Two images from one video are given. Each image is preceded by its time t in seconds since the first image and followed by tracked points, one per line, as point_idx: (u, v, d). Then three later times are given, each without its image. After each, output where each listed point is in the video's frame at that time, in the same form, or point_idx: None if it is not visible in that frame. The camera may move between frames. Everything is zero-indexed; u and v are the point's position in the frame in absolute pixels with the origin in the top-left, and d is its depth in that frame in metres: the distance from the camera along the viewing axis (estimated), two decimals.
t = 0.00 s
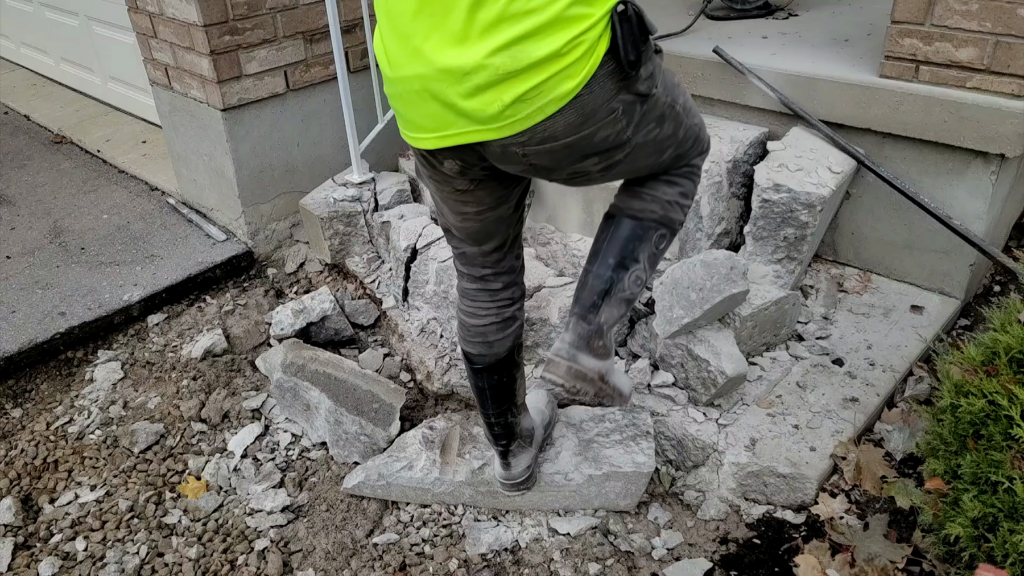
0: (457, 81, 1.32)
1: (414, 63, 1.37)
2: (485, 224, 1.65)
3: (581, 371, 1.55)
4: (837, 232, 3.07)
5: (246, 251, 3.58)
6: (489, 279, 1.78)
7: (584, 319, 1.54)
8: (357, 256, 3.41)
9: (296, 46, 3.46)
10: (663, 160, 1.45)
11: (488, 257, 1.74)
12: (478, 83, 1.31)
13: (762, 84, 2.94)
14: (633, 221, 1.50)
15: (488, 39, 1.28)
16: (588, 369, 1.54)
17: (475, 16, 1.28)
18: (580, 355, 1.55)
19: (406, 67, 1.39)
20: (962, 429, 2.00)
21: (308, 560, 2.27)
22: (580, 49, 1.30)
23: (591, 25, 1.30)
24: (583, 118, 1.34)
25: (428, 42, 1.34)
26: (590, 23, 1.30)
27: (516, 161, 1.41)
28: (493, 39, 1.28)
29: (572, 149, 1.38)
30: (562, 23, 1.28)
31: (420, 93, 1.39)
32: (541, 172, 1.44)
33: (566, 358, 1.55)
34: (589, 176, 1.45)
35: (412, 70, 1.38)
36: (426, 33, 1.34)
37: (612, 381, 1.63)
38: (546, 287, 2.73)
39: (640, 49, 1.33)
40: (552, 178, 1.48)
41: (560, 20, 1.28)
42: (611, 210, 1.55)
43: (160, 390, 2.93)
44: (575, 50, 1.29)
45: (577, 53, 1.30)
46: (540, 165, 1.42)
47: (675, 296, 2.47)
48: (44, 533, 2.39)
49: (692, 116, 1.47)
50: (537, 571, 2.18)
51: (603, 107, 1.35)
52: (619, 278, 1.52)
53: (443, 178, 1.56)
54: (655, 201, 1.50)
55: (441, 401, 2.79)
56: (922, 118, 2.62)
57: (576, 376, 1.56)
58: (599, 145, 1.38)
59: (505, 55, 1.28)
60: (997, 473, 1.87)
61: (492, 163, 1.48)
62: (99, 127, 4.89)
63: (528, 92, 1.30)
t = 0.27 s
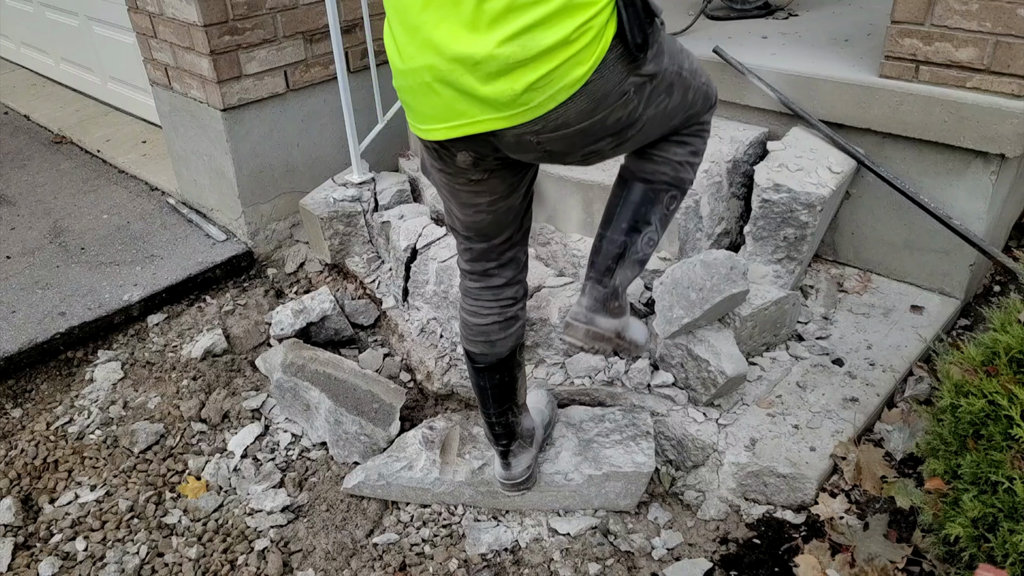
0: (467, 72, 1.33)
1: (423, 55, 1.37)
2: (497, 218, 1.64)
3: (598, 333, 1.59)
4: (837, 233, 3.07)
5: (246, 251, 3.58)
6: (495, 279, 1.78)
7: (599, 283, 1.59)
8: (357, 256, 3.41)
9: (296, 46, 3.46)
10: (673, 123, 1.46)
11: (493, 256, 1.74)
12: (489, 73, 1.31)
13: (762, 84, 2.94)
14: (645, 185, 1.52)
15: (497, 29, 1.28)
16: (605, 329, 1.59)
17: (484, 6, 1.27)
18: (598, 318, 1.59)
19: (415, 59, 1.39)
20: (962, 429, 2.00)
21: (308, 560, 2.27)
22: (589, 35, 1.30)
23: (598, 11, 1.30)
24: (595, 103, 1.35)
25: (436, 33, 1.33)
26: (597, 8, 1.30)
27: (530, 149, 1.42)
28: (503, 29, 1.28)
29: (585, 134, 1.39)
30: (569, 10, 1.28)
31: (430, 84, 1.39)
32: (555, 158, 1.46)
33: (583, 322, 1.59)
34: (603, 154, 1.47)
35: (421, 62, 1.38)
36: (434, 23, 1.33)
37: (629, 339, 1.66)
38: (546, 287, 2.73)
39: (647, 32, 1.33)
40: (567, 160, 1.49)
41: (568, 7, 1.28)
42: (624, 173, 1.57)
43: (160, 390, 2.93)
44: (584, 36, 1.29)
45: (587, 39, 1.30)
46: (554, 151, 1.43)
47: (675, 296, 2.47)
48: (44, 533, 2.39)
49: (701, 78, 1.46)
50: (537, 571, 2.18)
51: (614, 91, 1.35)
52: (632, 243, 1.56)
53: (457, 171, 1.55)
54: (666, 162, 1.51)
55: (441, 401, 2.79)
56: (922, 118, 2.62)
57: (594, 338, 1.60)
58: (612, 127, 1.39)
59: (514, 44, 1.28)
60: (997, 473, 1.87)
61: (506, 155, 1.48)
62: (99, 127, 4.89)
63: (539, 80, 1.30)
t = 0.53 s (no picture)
0: (479, 64, 1.33)
1: (433, 49, 1.37)
2: (506, 208, 1.64)
3: (614, 300, 1.69)
4: (837, 233, 3.07)
5: (246, 251, 3.58)
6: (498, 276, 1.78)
7: (613, 253, 1.68)
8: (357, 256, 3.41)
9: (296, 46, 3.45)
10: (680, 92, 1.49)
11: (499, 252, 1.74)
12: (500, 63, 1.31)
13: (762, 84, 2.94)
14: (652, 154, 1.58)
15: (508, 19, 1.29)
16: (621, 297, 1.68)
17: None
18: (613, 286, 1.68)
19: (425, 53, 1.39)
20: (962, 429, 2.00)
21: (308, 560, 2.27)
22: (599, 22, 1.30)
23: None
24: (607, 89, 1.36)
25: (446, 25, 1.33)
26: None
27: (544, 138, 1.42)
28: (514, 19, 1.28)
29: (599, 120, 1.41)
30: None
31: (441, 77, 1.39)
32: (569, 145, 1.47)
33: (599, 291, 1.69)
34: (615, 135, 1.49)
35: (431, 55, 1.38)
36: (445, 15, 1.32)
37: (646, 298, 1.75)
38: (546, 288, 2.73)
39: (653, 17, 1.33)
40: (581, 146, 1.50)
41: None
42: (631, 142, 1.62)
43: (160, 390, 2.93)
44: (593, 24, 1.30)
45: (596, 26, 1.30)
46: (568, 139, 1.44)
47: (675, 296, 2.48)
48: (44, 533, 2.39)
49: (704, 45, 1.48)
50: (537, 571, 2.18)
51: (626, 77, 1.37)
52: (643, 211, 1.63)
53: (469, 164, 1.54)
54: (673, 130, 1.55)
55: (441, 401, 2.79)
56: (922, 118, 2.62)
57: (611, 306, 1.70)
58: (624, 110, 1.41)
59: (525, 34, 1.28)
60: (997, 473, 1.87)
61: (520, 145, 1.49)
62: (99, 127, 4.89)
63: (550, 69, 1.31)
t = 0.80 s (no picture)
0: (490, 57, 1.33)
1: (443, 44, 1.37)
2: (517, 199, 1.64)
3: (630, 271, 1.82)
4: (837, 233, 3.07)
5: (246, 251, 3.58)
6: (501, 271, 1.79)
7: (627, 227, 1.78)
8: (357, 256, 3.41)
9: (296, 46, 3.45)
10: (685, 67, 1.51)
11: (504, 245, 1.75)
12: (512, 55, 1.31)
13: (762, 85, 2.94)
14: (661, 132, 1.64)
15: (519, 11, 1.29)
16: (636, 267, 1.82)
17: None
18: (629, 257, 1.81)
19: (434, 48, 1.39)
20: (962, 429, 2.00)
21: (308, 560, 2.27)
22: (608, 11, 1.31)
23: None
24: (618, 78, 1.38)
25: (457, 19, 1.33)
26: None
27: (558, 129, 1.44)
28: (525, 10, 1.29)
29: (610, 108, 1.42)
30: None
31: (451, 71, 1.38)
32: (581, 133, 1.48)
33: (616, 265, 1.82)
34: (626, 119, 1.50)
35: (441, 49, 1.38)
36: (456, 8, 1.32)
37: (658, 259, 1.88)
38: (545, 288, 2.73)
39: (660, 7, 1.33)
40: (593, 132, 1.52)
41: None
42: (638, 120, 1.66)
43: (160, 390, 2.93)
44: (603, 13, 1.31)
45: (606, 16, 1.31)
46: (582, 128, 1.45)
47: (675, 296, 2.48)
48: (44, 533, 2.39)
49: (708, 18, 1.48)
50: (537, 571, 2.18)
51: (637, 64, 1.38)
52: (654, 185, 1.70)
53: (482, 158, 1.54)
54: (680, 104, 1.60)
55: (441, 401, 2.79)
56: (922, 118, 2.62)
57: (627, 275, 1.84)
58: (635, 96, 1.42)
59: (536, 26, 1.29)
60: (997, 473, 1.87)
61: (533, 137, 1.49)
62: (99, 127, 4.89)
63: (562, 59, 1.32)
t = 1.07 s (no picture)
0: (502, 52, 1.33)
1: (455, 40, 1.38)
2: (527, 190, 1.64)
3: (645, 243, 2.02)
4: (837, 233, 3.07)
5: (246, 251, 3.58)
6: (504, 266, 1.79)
7: (640, 205, 1.96)
8: (357, 256, 3.41)
9: (296, 46, 3.45)
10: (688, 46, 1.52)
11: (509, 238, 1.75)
12: (524, 49, 1.31)
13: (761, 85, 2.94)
14: (669, 117, 1.73)
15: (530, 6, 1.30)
16: (649, 238, 2.01)
17: None
18: (642, 231, 2.00)
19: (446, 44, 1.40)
20: (962, 429, 2.00)
21: (308, 560, 2.27)
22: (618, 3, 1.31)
23: None
24: (630, 69, 1.39)
25: (468, 15, 1.34)
26: None
27: (571, 121, 1.45)
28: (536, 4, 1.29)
29: (622, 99, 1.44)
30: None
31: (463, 67, 1.39)
32: (593, 124, 1.50)
33: (632, 240, 2.01)
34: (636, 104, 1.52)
35: (453, 45, 1.38)
36: (466, 3, 1.33)
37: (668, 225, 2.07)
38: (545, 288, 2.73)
39: None
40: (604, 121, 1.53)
41: None
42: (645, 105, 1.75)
43: (160, 390, 2.93)
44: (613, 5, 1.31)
45: (617, 7, 1.31)
46: (594, 119, 1.46)
47: (675, 296, 2.47)
48: (44, 533, 2.39)
49: None
50: (537, 571, 2.18)
51: (648, 54, 1.39)
52: (665, 163, 1.84)
53: (496, 150, 1.53)
54: (685, 86, 1.66)
55: (441, 401, 2.79)
56: (922, 118, 2.62)
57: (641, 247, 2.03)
58: (646, 84, 1.44)
59: (547, 20, 1.29)
60: (997, 473, 1.86)
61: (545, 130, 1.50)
62: (99, 127, 4.89)
63: (574, 53, 1.32)
